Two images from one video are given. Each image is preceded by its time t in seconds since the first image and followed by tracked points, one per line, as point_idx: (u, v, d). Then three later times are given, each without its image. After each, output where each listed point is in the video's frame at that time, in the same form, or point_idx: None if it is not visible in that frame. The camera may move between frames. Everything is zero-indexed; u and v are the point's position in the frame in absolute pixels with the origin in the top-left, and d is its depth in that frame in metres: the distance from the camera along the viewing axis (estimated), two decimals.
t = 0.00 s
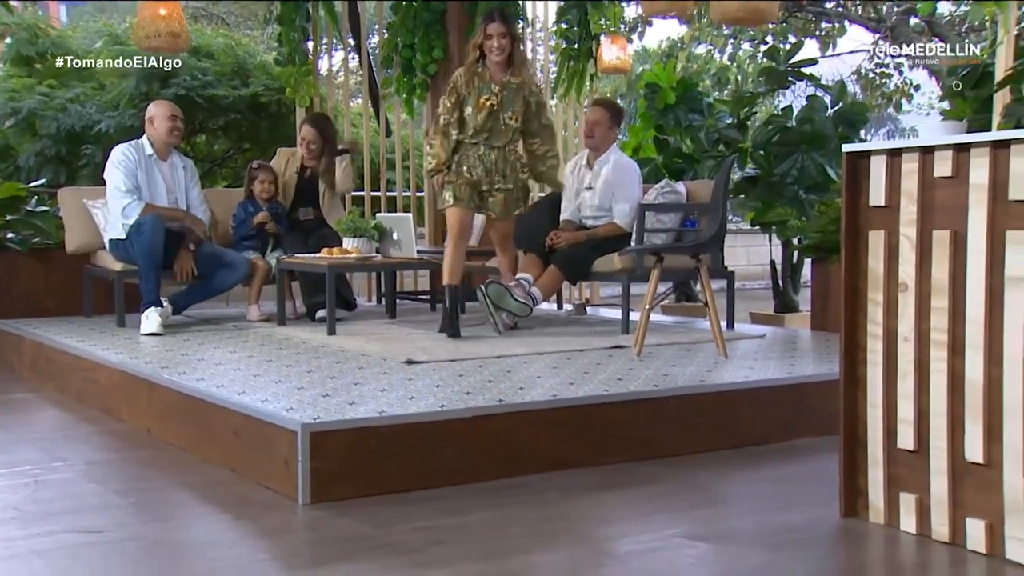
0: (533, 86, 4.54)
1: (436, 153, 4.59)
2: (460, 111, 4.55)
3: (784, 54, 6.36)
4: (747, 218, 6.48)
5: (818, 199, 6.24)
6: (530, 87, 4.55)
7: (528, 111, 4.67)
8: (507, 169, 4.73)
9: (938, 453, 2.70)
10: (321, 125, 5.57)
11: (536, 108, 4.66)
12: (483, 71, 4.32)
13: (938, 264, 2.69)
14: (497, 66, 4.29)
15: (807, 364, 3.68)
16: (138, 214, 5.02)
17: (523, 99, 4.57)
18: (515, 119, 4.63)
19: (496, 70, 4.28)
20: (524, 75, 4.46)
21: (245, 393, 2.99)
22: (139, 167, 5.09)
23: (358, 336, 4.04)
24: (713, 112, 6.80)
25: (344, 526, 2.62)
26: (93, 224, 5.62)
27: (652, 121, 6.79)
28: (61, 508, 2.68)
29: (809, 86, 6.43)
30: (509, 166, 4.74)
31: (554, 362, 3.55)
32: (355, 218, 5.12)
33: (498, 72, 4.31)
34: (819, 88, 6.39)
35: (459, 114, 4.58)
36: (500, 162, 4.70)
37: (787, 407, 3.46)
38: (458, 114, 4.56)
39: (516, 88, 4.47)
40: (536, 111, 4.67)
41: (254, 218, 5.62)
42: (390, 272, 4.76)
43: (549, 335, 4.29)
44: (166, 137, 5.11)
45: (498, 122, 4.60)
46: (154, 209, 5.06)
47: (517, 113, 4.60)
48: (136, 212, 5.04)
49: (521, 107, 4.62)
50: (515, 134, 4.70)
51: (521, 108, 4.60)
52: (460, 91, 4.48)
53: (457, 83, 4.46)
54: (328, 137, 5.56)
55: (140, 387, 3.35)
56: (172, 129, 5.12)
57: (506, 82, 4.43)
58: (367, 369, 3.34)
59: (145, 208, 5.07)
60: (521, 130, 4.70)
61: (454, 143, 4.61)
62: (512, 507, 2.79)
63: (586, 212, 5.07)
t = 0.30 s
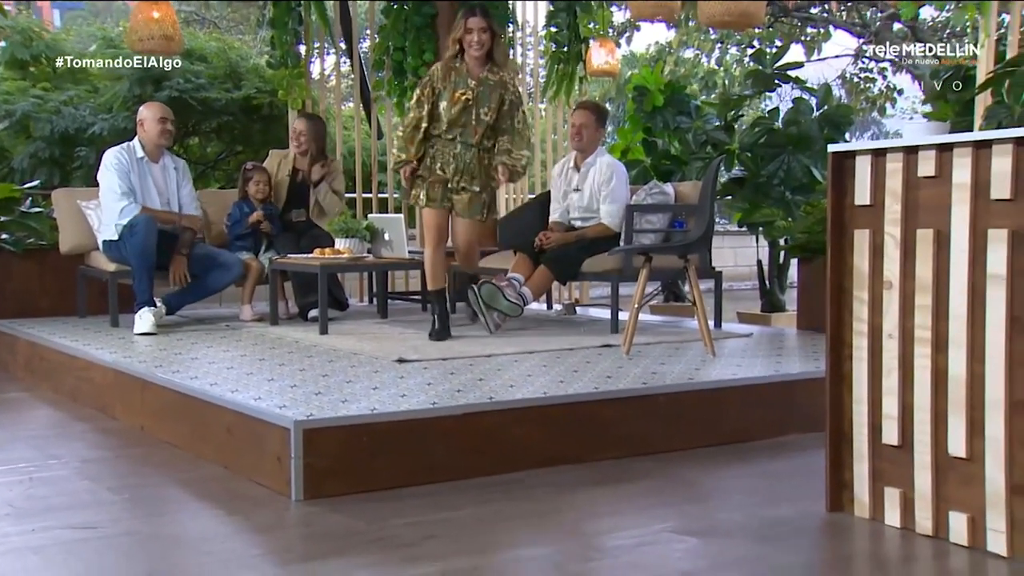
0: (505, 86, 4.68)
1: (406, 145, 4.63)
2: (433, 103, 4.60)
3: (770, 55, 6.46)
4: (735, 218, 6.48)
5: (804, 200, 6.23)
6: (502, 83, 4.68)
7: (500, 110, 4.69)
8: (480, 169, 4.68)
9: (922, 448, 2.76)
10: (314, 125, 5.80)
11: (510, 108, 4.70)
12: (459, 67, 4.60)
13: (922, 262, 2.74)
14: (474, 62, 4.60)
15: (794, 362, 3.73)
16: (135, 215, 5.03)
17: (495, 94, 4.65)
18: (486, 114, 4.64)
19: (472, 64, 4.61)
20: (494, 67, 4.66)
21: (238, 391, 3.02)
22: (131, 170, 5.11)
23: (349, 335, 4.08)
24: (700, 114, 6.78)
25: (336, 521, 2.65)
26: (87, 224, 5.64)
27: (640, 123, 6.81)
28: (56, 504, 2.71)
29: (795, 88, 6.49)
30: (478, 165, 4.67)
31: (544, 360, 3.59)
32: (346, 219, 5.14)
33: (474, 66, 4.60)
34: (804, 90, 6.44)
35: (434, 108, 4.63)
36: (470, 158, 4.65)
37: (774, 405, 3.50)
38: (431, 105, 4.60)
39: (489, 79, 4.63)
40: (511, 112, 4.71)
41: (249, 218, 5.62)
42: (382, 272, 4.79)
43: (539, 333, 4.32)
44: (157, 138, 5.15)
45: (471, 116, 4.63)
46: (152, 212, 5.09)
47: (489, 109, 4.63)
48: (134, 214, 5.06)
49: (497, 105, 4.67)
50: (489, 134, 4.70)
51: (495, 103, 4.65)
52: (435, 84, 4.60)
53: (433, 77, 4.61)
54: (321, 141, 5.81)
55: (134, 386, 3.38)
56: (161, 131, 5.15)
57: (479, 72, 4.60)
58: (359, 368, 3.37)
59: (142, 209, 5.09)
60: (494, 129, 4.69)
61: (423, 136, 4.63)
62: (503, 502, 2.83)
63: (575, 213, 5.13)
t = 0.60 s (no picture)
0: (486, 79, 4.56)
1: (392, 144, 4.61)
2: (416, 100, 4.56)
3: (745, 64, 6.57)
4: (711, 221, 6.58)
5: (778, 204, 6.41)
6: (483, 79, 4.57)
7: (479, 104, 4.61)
8: (470, 163, 4.66)
9: (893, 444, 2.83)
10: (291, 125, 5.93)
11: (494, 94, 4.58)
12: (438, 60, 4.50)
13: (892, 262, 2.81)
14: (453, 55, 4.48)
15: (768, 362, 3.80)
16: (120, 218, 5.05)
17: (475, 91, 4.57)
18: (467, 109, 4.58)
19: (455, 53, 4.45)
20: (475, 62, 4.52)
21: (220, 391, 3.05)
22: (114, 173, 5.13)
23: (331, 336, 4.11)
24: (677, 119, 6.96)
25: (317, 519, 2.69)
26: (69, 227, 5.65)
27: (618, 128, 6.93)
28: (39, 503, 2.73)
29: (770, 94, 6.58)
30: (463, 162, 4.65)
31: (523, 360, 3.64)
32: (327, 222, 5.16)
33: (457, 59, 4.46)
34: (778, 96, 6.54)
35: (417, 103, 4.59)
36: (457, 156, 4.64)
37: (749, 403, 3.57)
38: (413, 101, 4.57)
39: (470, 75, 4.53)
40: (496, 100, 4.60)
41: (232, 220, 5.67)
42: (363, 274, 4.84)
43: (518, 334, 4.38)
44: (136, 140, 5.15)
45: (456, 109, 4.59)
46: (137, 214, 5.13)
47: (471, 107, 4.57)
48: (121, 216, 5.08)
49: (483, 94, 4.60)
50: (475, 123, 4.65)
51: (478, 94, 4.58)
52: (416, 80, 4.55)
53: (414, 73, 4.55)
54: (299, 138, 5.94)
55: (116, 386, 3.41)
56: (145, 136, 5.17)
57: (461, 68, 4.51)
58: (341, 368, 3.41)
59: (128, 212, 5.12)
60: (479, 119, 4.63)
61: (409, 134, 4.61)
62: (483, 500, 2.87)
63: (552, 217, 5.20)
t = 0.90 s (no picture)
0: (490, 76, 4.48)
1: (396, 156, 4.74)
2: (423, 109, 4.63)
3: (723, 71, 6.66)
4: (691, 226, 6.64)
5: (758, 209, 6.36)
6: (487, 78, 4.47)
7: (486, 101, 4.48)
8: (476, 170, 4.48)
9: (870, 443, 2.89)
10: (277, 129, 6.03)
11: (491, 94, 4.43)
12: (443, 69, 4.57)
13: (869, 265, 2.87)
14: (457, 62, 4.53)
15: (748, 365, 3.86)
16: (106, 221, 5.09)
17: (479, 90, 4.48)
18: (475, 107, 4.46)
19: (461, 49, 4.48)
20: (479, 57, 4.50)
21: (207, 393, 3.08)
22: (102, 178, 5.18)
23: (317, 340, 4.15)
24: (659, 126, 7.12)
25: (304, 519, 2.72)
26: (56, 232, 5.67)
27: (600, 133, 7.13)
28: (27, 505, 2.75)
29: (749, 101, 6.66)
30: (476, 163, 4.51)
31: (507, 363, 3.69)
32: (313, 226, 5.18)
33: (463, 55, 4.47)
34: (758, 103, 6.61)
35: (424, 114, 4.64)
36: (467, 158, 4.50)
37: (729, 405, 3.63)
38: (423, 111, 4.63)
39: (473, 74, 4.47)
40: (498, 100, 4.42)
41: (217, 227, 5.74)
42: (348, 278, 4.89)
43: (502, 336, 4.44)
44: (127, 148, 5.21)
45: (457, 115, 4.50)
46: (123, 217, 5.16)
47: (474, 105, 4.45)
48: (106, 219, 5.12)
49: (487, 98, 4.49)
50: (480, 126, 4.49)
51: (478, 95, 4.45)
52: (425, 92, 4.62)
53: (424, 86, 4.64)
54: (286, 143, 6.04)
55: (103, 389, 3.43)
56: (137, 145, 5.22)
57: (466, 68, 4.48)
58: (327, 370, 3.44)
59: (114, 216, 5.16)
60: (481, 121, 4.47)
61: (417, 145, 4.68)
62: (468, 500, 2.90)
63: (535, 221, 5.24)
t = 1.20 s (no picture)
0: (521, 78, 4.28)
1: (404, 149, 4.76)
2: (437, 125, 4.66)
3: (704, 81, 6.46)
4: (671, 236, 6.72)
5: (738, 219, 6.59)
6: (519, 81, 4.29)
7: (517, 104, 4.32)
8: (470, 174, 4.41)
9: (846, 447, 2.96)
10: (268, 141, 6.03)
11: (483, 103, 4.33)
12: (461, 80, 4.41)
13: (846, 272, 2.94)
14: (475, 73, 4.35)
15: (728, 371, 3.94)
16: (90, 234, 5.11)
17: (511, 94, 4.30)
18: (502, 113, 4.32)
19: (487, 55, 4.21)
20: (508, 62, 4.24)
21: (195, 400, 3.12)
22: (93, 192, 5.22)
23: (304, 348, 4.21)
24: (639, 137, 7.17)
25: (291, 522, 2.76)
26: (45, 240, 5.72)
27: (583, 145, 7.12)
28: (17, 510, 2.79)
29: (728, 113, 6.73)
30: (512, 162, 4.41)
31: (491, 369, 3.74)
32: (301, 236, 5.23)
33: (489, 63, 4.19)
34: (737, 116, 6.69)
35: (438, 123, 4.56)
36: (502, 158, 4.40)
37: (709, 410, 3.70)
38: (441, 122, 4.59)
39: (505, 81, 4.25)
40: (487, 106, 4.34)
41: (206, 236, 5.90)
42: (335, 287, 4.96)
43: (487, 345, 4.50)
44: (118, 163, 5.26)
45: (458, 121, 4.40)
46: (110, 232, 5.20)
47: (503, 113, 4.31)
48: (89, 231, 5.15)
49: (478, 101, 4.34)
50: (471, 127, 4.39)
51: (471, 101, 4.32)
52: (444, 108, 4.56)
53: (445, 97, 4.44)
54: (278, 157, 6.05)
55: (92, 396, 3.47)
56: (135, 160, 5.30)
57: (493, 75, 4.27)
58: (313, 377, 3.49)
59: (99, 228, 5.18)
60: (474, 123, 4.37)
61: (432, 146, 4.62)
62: (452, 503, 2.95)
63: (515, 230, 5.29)
